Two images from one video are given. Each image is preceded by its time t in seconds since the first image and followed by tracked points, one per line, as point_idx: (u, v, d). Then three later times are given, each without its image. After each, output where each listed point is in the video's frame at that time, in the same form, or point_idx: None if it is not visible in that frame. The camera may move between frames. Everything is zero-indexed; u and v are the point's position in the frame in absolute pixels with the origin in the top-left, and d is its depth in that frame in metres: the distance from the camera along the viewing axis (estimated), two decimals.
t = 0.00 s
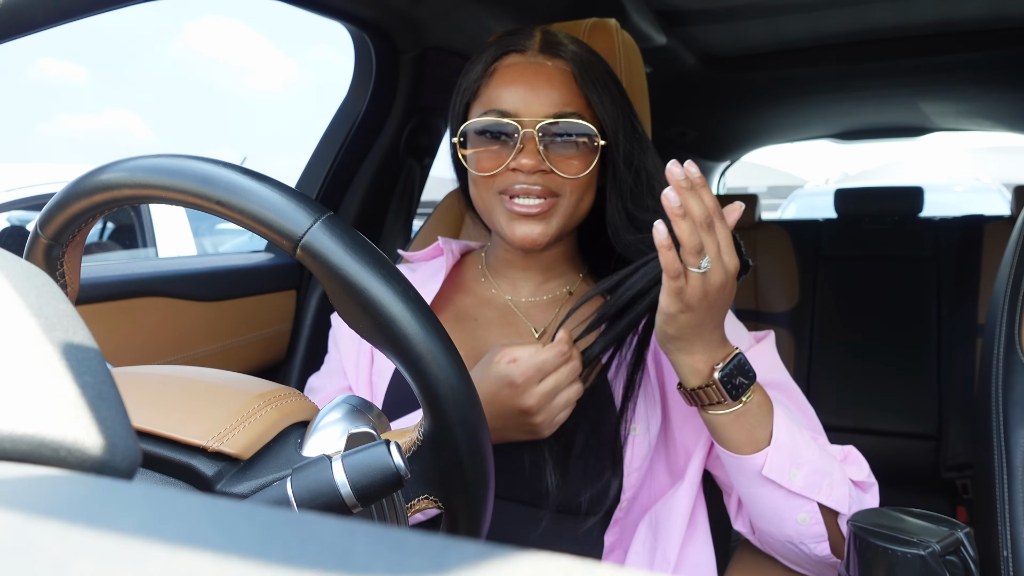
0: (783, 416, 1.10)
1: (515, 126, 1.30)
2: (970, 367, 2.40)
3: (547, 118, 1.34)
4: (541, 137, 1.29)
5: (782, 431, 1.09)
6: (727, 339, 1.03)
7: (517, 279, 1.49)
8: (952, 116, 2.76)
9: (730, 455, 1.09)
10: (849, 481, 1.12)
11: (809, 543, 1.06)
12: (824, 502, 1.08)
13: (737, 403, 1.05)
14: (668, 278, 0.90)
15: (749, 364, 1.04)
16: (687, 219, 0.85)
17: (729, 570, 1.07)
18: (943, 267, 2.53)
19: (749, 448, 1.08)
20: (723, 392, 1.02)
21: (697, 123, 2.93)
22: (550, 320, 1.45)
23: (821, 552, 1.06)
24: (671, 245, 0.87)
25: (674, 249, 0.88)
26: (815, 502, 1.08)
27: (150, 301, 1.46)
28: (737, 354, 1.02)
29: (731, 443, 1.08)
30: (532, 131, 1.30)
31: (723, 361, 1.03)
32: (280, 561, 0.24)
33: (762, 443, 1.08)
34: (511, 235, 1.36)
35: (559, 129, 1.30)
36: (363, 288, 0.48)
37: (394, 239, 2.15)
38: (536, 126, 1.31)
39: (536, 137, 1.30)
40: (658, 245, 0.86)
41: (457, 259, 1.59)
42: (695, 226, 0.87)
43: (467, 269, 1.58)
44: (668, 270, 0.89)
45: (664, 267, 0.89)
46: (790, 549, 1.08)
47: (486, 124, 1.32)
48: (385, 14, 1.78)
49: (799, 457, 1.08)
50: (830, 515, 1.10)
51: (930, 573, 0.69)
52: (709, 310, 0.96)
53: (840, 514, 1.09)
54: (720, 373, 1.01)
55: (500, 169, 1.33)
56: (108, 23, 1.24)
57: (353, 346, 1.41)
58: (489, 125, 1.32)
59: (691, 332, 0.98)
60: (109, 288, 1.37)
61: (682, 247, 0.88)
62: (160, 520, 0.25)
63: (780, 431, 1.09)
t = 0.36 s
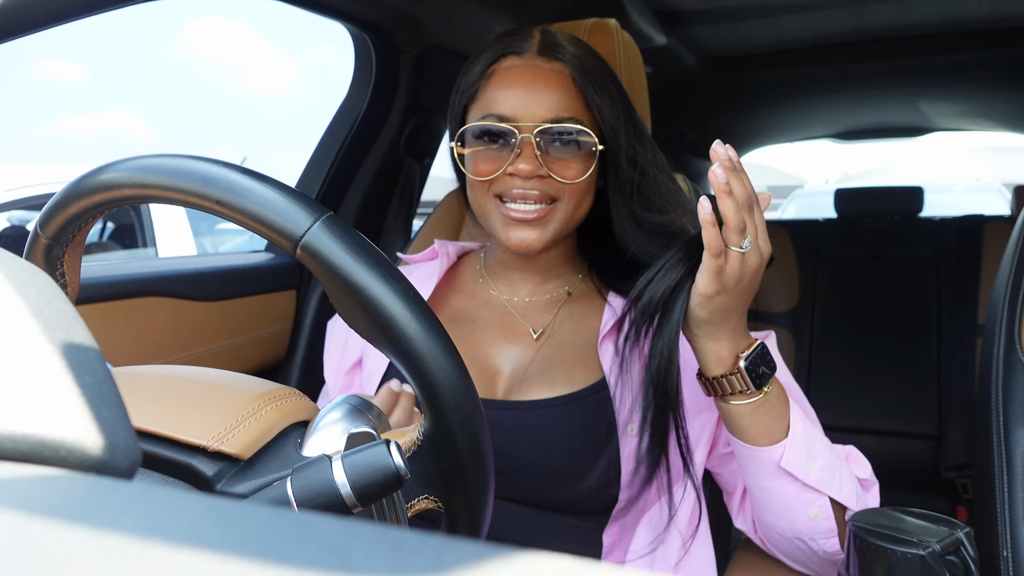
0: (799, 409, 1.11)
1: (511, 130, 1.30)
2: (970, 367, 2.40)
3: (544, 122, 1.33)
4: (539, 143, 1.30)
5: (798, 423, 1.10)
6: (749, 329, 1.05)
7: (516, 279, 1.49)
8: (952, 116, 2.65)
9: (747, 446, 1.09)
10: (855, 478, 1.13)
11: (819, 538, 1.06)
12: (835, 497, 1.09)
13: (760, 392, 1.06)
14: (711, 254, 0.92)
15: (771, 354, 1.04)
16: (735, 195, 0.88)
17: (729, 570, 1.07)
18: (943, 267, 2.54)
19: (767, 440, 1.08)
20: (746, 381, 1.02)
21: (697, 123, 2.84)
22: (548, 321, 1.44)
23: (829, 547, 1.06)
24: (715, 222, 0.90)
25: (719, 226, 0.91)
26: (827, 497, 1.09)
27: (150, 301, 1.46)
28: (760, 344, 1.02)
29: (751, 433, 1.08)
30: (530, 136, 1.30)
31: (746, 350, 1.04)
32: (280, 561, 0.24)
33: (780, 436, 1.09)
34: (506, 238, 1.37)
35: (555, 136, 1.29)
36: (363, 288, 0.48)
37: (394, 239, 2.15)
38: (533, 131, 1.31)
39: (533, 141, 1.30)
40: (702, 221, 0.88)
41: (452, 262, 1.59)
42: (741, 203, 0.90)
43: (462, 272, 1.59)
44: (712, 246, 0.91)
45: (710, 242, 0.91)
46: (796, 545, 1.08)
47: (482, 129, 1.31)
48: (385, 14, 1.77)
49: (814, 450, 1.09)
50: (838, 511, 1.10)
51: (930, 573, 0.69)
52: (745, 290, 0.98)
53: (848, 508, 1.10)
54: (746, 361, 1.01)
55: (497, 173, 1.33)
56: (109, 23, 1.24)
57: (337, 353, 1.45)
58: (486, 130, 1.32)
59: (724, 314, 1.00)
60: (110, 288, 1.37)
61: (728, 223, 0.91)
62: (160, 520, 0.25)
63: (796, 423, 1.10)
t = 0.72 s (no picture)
0: (795, 412, 1.11)
1: (508, 128, 1.30)
2: (969, 366, 2.40)
3: (541, 121, 1.33)
4: (536, 140, 1.29)
5: (794, 426, 1.10)
6: (746, 332, 1.06)
7: (516, 279, 1.49)
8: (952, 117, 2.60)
9: (744, 449, 1.09)
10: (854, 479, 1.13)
11: (817, 540, 1.06)
12: (833, 498, 1.09)
13: (756, 394, 1.06)
14: (703, 259, 0.92)
15: (767, 356, 1.04)
16: (726, 200, 0.88)
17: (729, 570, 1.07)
18: (943, 267, 2.54)
19: (763, 442, 1.09)
20: (742, 383, 1.02)
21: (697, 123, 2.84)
22: (547, 321, 1.44)
23: (828, 548, 1.05)
24: (707, 227, 0.89)
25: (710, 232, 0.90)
26: (825, 498, 1.09)
27: (150, 301, 1.46)
28: (756, 346, 1.02)
29: (746, 436, 1.09)
30: (527, 134, 1.30)
31: (742, 353, 1.04)
32: (282, 560, 0.24)
33: (777, 438, 1.09)
34: (503, 238, 1.37)
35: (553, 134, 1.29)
36: (363, 288, 0.48)
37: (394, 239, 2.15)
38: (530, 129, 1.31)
39: (530, 139, 1.30)
40: (693, 226, 0.87)
41: (452, 262, 1.59)
42: (733, 208, 0.90)
43: (462, 272, 1.59)
44: (704, 250, 0.91)
45: (702, 248, 0.90)
46: (795, 547, 1.07)
47: (479, 127, 1.31)
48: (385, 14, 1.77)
49: (811, 452, 1.09)
50: (836, 511, 1.09)
51: (930, 573, 0.69)
52: (737, 295, 0.98)
53: (847, 509, 1.09)
54: (742, 364, 1.01)
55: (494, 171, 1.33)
56: (109, 23, 1.24)
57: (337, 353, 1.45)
58: (484, 129, 1.31)
59: (718, 319, 1.00)
60: (109, 288, 1.37)
61: (720, 228, 0.90)
62: (159, 520, 0.25)
63: (791, 425, 1.10)
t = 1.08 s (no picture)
0: (795, 412, 1.11)
1: (509, 128, 1.30)
2: (969, 366, 2.40)
3: (541, 121, 1.33)
4: (536, 140, 1.29)
5: (795, 426, 1.10)
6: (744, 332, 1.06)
7: (516, 279, 1.49)
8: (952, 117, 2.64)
9: (743, 450, 1.09)
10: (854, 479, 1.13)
11: (817, 540, 1.06)
12: (832, 499, 1.09)
13: (756, 395, 1.06)
14: (703, 260, 0.91)
15: (766, 357, 1.04)
16: (725, 201, 0.88)
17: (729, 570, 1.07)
18: (943, 266, 2.54)
19: (762, 442, 1.09)
20: (741, 384, 1.03)
21: (698, 123, 2.87)
22: (547, 322, 1.44)
23: (828, 549, 1.05)
24: (706, 228, 0.89)
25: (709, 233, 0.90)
26: (825, 499, 1.09)
27: (150, 301, 1.46)
28: (756, 346, 1.02)
29: (745, 436, 1.09)
30: (527, 134, 1.30)
31: (742, 353, 1.04)
32: (283, 561, 0.23)
33: (776, 439, 1.09)
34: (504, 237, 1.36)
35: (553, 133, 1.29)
36: (363, 288, 0.48)
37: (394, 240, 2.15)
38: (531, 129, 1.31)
39: (530, 140, 1.30)
40: (693, 227, 0.87)
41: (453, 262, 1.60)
42: (732, 208, 0.90)
43: (462, 272, 1.59)
44: (704, 251, 0.91)
45: (701, 249, 0.90)
46: (795, 548, 1.07)
47: (479, 126, 1.31)
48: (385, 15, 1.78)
49: (811, 452, 1.09)
50: (836, 512, 1.09)
51: (930, 573, 0.69)
52: (735, 295, 0.98)
53: (846, 510, 1.09)
54: (740, 364, 1.02)
55: (493, 170, 1.32)
56: (109, 23, 1.24)
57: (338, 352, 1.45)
58: (485, 129, 1.31)
59: (716, 320, 1.00)
60: (109, 288, 1.37)
61: (719, 228, 0.90)
62: (159, 520, 0.25)
63: (792, 426, 1.10)
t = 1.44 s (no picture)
0: (790, 415, 1.11)
1: (526, 133, 1.29)
2: (970, 366, 2.39)
3: (557, 125, 1.33)
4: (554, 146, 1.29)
5: (789, 429, 1.10)
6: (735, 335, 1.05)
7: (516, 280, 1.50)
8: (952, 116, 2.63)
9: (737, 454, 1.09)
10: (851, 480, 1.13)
11: (813, 542, 1.06)
12: (828, 501, 1.09)
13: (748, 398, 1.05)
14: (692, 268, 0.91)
15: (758, 361, 1.04)
16: (713, 207, 0.88)
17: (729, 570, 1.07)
18: (943, 266, 2.54)
19: (756, 447, 1.09)
20: (733, 389, 1.03)
21: (697, 123, 2.86)
22: (547, 322, 1.44)
23: (825, 551, 1.05)
24: (695, 235, 0.89)
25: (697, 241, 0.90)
26: (820, 501, 1.09)
27: (150, 301, 1.46)
28: (747, 351, 1.02)
29: (739, 440, 1.09)
30: (544, 139, 1.30)
31: (734, 358, 1.04)
32: (284, 560, 0.23)
33: (770, 443, 1.09)
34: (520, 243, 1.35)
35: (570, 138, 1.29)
36: (364, 289, 0.48)
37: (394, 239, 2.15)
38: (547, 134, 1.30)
39: (547, 145, 1.30)
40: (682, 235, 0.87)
41: (453, 262, 1.60)
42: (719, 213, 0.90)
43: (462, 272, 1.59)
44: (693, 258, 0.90)
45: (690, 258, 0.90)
46: (793, 549, 1.08)
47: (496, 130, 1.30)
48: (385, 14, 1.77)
49: (806, 456, 1.09)
50: (834, 514, 1.10)
51: (930, 573, 0.69)
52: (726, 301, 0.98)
53: (843, 512, 1.09)
54: (732, 369, 1.02)
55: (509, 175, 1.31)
56: (109, 23, 1.24)
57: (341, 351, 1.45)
58: (504, 134, 1.30)
59: (709, 327, 1.00)
60: (108, 288, 1.36)
61: (708, 235, 0.90)
62: (160, 519, 0.25)
63: (786, 429, 1.10)
